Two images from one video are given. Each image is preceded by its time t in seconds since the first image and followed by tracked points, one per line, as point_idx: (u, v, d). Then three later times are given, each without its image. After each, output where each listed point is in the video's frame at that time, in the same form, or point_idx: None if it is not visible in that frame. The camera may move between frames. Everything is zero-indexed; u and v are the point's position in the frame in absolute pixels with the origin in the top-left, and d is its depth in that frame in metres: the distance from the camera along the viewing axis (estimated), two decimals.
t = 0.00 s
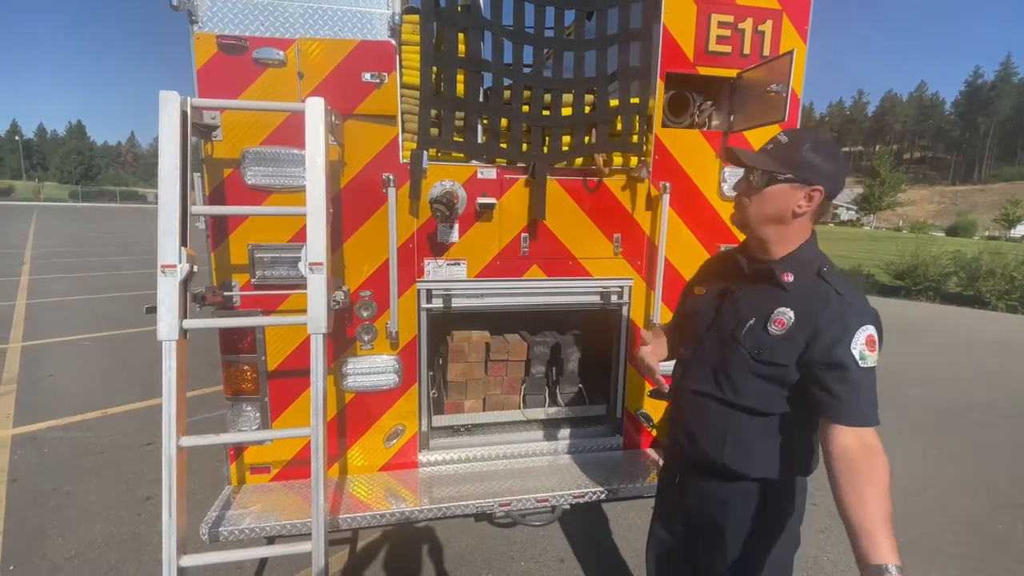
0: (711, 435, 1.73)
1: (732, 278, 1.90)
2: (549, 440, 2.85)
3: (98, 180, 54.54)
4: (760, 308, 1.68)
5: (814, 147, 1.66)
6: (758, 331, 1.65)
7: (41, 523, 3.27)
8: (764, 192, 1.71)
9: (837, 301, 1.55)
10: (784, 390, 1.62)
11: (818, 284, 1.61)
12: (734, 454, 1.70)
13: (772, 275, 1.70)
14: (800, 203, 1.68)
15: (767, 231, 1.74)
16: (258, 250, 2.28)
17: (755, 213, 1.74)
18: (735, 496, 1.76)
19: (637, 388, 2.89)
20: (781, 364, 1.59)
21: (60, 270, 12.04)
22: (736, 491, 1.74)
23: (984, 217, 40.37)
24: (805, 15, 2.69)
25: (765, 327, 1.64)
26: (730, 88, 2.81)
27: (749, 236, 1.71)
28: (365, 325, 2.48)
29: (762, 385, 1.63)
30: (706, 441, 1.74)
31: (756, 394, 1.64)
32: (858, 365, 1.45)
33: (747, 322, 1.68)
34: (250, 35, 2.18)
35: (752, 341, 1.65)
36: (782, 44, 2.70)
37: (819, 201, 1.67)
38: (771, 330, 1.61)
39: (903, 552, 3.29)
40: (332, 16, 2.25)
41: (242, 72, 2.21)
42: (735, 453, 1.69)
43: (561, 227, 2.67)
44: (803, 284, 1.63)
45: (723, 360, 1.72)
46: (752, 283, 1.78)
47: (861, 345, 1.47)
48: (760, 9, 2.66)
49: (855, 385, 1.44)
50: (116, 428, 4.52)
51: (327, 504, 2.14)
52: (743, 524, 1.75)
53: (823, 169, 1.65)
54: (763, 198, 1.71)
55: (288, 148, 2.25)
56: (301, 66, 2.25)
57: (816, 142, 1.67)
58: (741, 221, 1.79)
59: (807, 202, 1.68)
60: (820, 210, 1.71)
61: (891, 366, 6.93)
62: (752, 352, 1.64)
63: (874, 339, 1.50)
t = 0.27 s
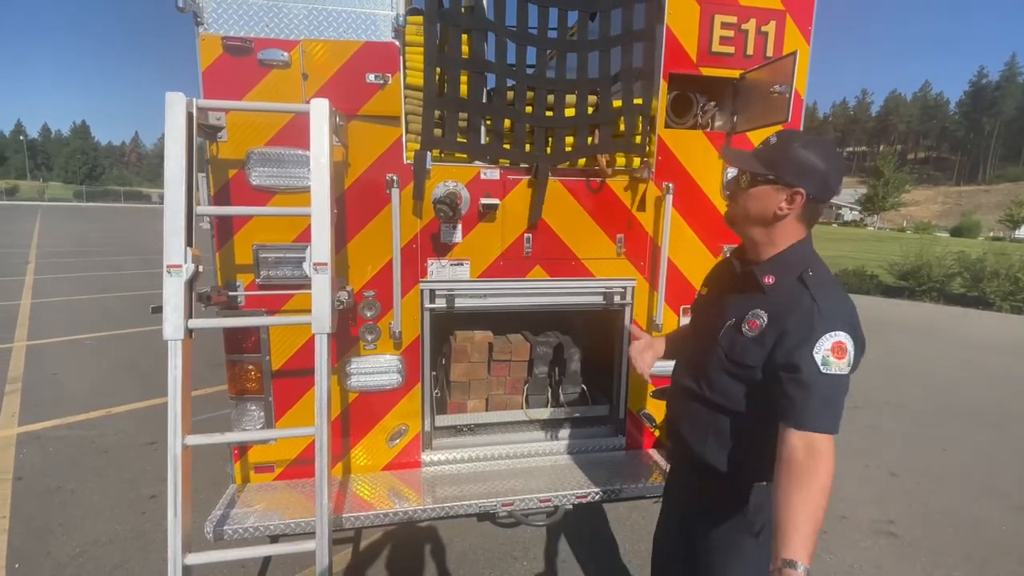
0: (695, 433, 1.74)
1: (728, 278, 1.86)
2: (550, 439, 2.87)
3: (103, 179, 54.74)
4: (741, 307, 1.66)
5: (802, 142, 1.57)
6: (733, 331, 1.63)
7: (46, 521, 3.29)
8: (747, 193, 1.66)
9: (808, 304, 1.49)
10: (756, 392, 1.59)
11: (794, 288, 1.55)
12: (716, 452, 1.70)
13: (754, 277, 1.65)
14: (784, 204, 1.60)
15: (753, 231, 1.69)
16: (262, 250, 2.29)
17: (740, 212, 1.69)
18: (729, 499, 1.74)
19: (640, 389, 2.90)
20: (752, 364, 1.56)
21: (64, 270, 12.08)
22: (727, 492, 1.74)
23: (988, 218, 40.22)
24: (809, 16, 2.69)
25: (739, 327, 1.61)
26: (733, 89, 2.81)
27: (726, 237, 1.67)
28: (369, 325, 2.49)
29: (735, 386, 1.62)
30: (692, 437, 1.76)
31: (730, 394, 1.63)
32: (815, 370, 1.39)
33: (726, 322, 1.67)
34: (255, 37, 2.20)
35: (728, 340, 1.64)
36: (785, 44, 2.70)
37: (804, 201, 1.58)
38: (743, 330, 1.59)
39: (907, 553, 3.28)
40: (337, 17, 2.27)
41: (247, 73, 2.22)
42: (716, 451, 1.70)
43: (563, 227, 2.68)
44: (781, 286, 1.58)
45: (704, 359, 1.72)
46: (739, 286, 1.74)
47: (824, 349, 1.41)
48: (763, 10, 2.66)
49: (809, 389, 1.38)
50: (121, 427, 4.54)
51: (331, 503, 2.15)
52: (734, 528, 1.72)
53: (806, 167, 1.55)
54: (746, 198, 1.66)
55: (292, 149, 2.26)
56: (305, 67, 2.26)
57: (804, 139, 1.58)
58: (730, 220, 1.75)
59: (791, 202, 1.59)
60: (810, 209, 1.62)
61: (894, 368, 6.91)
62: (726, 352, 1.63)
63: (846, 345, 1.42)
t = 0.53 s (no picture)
0: (689, 432, 1.74)
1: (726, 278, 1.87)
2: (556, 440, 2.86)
3: (107, 179, 54.95)
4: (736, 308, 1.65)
5: (796, 142, 1.57)
6: (724, 331, 1.63)
7: (52, 519, 3.31)
8: (742, 195, 1.67)
9: (799, 306, 1.49)
10: (745, 393, 1.59)
11: (788, 290, 1.55)
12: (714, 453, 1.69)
13: (749, 279, 1.65)
14: (777, 204, 1.60)
15: (748, 232, 1.70)
16: (268, 250, 2.30)
17: (736, 212, 1.71)
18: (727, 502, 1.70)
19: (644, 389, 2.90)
20: (742, 365, 1.56)
21: (69, 269, 12.13)
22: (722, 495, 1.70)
23: (993, 219, 40.04)
24: (812, 16, 2.69)
25: (730, 327, 1.61)
26: (737, 89, 2.80)
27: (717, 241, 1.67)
28: (373, 325, 2.50)
29: (726, 386, 1.62)
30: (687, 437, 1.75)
31: (720, 394, 1.63)
32: (796, 371, 1.41)
33: (720, 322, 1.67)
34: (260, 38, 2.21)
35: (719, 340, 1.64)
36: (789, 44, 2.71)
37: (798, 202, 1.58)
38: (734, 331, 1.59)
39: (911, 555, 3.28)
40: (342, 18, 2.28)
41: (253, 74, 2.23)
42: (710, 452, 1.69)
43: (567, 228, 2.68)
44: (775, 287, 1.58)
45: (698, 359, 1.72)
46: (734, 287, 1.74)
47: (808, 351, 1.42)
48: (767, 11, 2.67)
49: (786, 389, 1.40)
50: (126, 426, 4.56)
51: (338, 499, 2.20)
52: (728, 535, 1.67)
53: (799, 168, 1.55)
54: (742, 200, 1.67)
55: (297, 149, 2.27)
56: (310, 67, 2.27)
57: (799, 141, 1.58)
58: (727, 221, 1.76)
59: (785, 204, 1.60)
60: (805, 210, 1.62)
61: (898, 369, 6.89)
62: (718, 352, 1.63)
63: (832, 348, 1.43)
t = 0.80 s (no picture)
0: (679, 436, 1.74)
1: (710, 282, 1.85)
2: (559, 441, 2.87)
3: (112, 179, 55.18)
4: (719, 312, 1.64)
5: (773, 143, 1.56)
6: (708, 336, 1.62)
7: (59, 516, 3.34)
8: (720, 199, 1.66)
9: (779, 312, 1.47)
10: (731, 399, 1.58)
11: (770, 295, 1.53)
12: (699, 456, 1.68)
13: (731, 283, 1.63)
14: (755, 207, 1.59)
15: (728, 235, 1.68)
16: (273, 250, 2.32)
17: (715, 216, 1.70)
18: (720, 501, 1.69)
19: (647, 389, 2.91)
20: (726, 371, 1.55)
21: (75, 269, 12.18)
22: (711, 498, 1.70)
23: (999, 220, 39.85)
24: (817, 16, 2.69)
25: (713, 333, 1.60)
26: (741, 90, 2.83)
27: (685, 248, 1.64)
28: (377, 325, 2.51)
29: (711, 392, 1.61)
30: (676, 440, 1.75)
31: (706, 400, 1.62)
32: (782, 381, 1.40)
33: (703, 327, 1.66)
34: (266, 39, 2.23)
35: (703, 345, 1.63)
36: (794, 45, 2.70)
37: (776, 205, 1.57)
38: (717, 337, 1.58)
39: (915, 556, 3.27)
40: (347, 20, 2.28)
41: (258, 75, 2.25)
42: (699, 457, 1.68)
43: (571, 228, 2.69)
44: (756, 292, 1.56)
45: (684, 364, 1.71)
46: (715, 291, 1.71)
47: (792, 360, 1.41)
48: (771, 11, 2.67)
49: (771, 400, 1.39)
50: (131, 424, 4.59)
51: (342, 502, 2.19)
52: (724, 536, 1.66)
53: (776, 170, 1.54)
54: (720, 203, 1.66)
55: (302, 150, 2.29)
56: (315, 69, 2.28)
57: (774, 142, 1.56)
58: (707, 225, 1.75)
59: (762, 206, 1.59)
60: (784, 213, 1.60)
61: (903, 370, 6.87)
62: (703, 358, 1.62)
63: (816, 354, 1.42)
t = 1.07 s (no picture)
0: (645, 439, 1.74)
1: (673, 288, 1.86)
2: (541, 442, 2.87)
3: (117, 179, 55.41)
4: (682, 314, 1.64)
5: (727, 148, 1.58)
6: (672, 339, 1.62)
7: (65, 515, 3.36)
8: (678, 203, 1.68)
9: (745, 314, 1.49)
10: (699, 400, 1.59)
11: (733, 297, 1.55)
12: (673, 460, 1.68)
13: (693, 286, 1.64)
14: (710, 210, 1.61)
15: (686, 238, 1.69)
16: (278, 250, 2.33)
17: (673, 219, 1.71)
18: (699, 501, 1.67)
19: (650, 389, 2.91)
20: (693, 373, 1.56)
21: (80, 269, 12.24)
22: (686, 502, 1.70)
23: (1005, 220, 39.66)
24: (821, 17, 2.70)
25: (677, 335, 1.61)
26: (745, 91, 2.82)
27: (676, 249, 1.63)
28: (381, 325, 2.53)
29: (676, 394, 1.62)
30: (641, 442, 1.75)
31: (672, 401, 1.63)
32: (756, 385, 1.41)
33: (665, 329, 1.66)
34: (272, 41, 2.25)
35: (667, 348, 1.63)
36: (797, 46, 2.71)
37: (729, 207, 1.58)
38: (681, 339, 1.59)
39: (919, 558, 3.27)
40: (352, 21, 2.30)
41: (264, 76, 2.26)
42: (669, 459, 1.69)
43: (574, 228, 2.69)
44: (719, 294, 1.57)
45: (645, 366, 1.72)
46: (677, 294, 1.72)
47: (763, 362, 1.42)
48: (775, 12, 2.67)
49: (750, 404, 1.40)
50: (136, 423, 4.61)
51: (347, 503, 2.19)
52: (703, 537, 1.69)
53: (728, 173, 1.55)
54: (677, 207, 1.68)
55: (307, 151, 2.30)
56: (320, 71, 2.30)
57: (729, 146, 1.58)
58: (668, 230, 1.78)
59: (717, 209, 1.60)
60: (739, 216, 1.61)
61: (908, 371, 6.86)
62: (666, 361, 1.62)
63: (784, 354, 1.44)
